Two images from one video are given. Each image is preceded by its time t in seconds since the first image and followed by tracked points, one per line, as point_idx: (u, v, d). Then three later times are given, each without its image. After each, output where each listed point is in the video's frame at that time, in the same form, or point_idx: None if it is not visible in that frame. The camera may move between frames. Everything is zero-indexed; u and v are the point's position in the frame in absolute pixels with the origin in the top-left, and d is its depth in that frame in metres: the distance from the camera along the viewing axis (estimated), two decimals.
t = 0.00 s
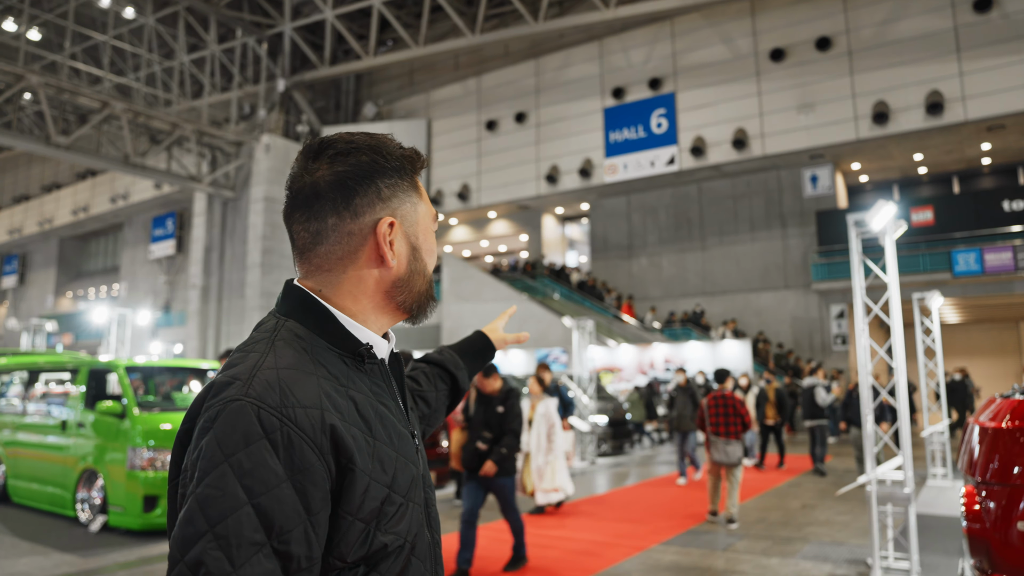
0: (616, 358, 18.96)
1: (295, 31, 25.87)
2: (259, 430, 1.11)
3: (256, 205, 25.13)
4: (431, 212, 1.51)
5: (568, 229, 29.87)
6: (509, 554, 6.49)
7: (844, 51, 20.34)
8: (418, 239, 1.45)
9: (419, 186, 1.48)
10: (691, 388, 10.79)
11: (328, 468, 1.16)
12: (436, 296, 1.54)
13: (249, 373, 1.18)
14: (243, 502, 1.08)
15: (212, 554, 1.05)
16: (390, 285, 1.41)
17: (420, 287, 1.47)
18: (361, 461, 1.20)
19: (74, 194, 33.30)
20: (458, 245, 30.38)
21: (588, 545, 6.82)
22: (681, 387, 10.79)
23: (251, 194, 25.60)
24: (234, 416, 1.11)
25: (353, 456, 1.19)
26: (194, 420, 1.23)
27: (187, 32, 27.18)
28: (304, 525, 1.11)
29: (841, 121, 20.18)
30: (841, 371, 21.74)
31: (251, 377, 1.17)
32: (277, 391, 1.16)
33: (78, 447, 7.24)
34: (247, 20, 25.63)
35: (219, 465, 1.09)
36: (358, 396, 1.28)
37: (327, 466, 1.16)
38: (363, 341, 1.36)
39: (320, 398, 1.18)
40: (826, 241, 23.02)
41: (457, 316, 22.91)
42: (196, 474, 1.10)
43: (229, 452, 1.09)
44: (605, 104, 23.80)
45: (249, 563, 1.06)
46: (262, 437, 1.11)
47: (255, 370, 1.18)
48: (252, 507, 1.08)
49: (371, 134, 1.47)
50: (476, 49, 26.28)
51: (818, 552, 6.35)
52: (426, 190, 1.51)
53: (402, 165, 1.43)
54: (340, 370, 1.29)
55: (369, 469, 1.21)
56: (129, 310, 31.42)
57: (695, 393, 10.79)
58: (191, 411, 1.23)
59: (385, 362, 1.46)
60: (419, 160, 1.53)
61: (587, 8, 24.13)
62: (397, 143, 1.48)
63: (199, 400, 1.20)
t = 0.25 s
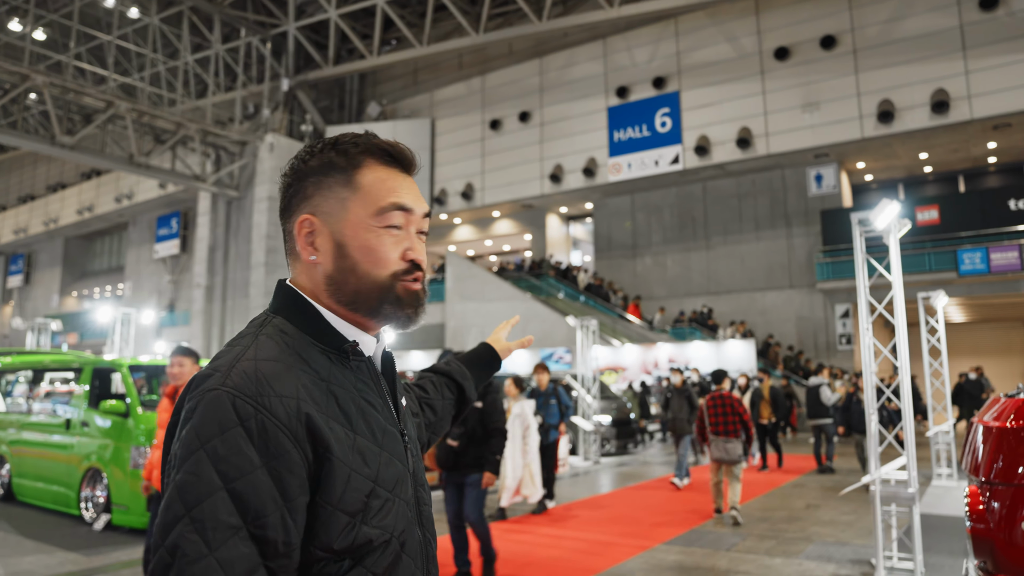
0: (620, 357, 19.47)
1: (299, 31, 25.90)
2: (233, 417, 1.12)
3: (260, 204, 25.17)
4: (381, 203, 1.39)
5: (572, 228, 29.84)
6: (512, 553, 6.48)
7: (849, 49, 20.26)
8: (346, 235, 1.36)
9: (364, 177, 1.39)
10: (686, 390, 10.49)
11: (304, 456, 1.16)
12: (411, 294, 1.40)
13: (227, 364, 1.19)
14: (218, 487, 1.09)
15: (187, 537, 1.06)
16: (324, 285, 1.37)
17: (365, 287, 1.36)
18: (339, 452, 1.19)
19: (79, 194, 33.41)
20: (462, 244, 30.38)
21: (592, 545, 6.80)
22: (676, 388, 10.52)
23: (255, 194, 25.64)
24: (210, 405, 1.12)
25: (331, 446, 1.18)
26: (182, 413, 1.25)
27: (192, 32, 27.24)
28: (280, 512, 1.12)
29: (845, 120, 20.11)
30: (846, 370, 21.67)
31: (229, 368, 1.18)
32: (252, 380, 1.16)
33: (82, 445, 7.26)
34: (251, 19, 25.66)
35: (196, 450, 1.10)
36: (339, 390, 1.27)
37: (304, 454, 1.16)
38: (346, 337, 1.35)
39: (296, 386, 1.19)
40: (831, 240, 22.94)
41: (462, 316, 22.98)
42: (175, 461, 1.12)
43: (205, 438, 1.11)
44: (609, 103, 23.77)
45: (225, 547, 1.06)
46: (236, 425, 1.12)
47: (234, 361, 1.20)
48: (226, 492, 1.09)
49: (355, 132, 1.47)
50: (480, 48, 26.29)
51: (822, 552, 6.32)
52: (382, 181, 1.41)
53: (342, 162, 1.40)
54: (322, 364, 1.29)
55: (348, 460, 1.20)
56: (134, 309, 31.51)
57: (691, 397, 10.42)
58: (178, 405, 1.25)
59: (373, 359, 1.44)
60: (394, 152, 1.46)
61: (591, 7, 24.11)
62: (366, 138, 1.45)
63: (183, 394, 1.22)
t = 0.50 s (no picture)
0: (626, 357, 19.40)
1: (305, 31, 25.95)
2: (212, 403, 1.20)
3: (266, 204, 25.23)
4: (342, 203, 1.44)
5: (577, 228, 29.80)
6: (517, 553, 6.48)
7: (855, 48, 20.16)
8: (314, 239, 1.43)
9: (329, 182, 1.46)
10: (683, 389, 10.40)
11: (276, 444, 1.22)
12: (379, 291, 1.42)
13: (215, 355, 1.28)
14: (191, 467, 1.17)
15: (160, 513, 1.14)
16: (301, 285, 1.46)
17: (328, 286, 1.41)
18: (313, 443, 1.25)
19: (87, 194, 33.56)
20: (467, 244, 30.38)
21: (597, 545, 6.79)
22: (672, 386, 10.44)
23: (261, 194, 25.70)
24: (192, 392, 1.21)
25: (305, 435, 1.24)
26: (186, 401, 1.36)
27: (198, 32, 27.33)
28: (250, 496, 1.18)
29: (852, 119, 20.03)
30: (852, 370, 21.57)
31: (217, 359, 1.27)
32: (234, 369, 1.25)
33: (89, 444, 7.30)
34: (257, 20, 25.74)
35: (177, 433, 1.19)
36: (322, 383, 1.33)
37: (278, 442, 1.22)
38: (340, 336, 1.41)
39: (275, 378, 1.26)
40: (837, 240, 22.85)
41: (468, 315, 23.03)
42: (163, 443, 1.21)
43: (185, 423, 1.19)
44: (615, 102, 23.74)
45: (195, 524, 1.14)
46: (213, 411, 1.20)
47: (224, 353, 1.30)
48: (199, 472, 1.17)
49: (356, 138, 1.55)
50: (485, 48, 26.32)
51: (828, 553, 6.29)
52: (347, 182, 1.46)
53: (323, 170, 1.47)
54: (309, 359, 1.35)
55: (324, 451, 1.26)
56: (141, 309, 31.62)
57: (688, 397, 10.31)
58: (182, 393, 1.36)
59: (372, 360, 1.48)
60: (374, 155, 1.50)
61: (596, 7, 24.10)
62: (348, 143, 1.51)
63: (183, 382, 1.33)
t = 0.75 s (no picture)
0: (633, 356, 19.50)
1: (313, 31, 26.03)
2: (206, 393, 1.26)
3: (275, 204, 25.31)
4: (337, 203, 1.47)
5: (585, 228, 29.77)
6: (524, 552, 6.49)
7: (864, 46, 20.05)
8: (314, 240, 1.47)
9: (326, 183, 1.49)
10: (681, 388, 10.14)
11: (264, 436, 1.26)
12: (372, 289, 1.44)
13: (215, 349, 1.34)
14: (182, 453, 1.22)
15: (152, 495, 1.20)
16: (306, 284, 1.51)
17: (325, 283, 1.44)
18: (301, 434, 1.28)
19: (96, 195, 33.76)
20: (475, 243, 30.40)
21: (604, 544, 6.79)
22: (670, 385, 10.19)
23: (269, 194, 25.80)
24: (190, 383, 1.27)
25: (292, 427, 1.28)
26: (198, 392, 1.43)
27: (207, 33, 27.45)
28: (237, 482, 1.22)
29: (861, 117, 19.92)
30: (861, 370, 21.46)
31: (216, 353, 1.33)
32: (228, 361, 1.30)
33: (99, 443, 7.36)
34: (265, 20, 25.84)
35: (172, 421, 1.25)
36: (316, 376, 1.37)
37: (267, 433, 1.26)
38: (342, 333, 1.46)
39: (267, 371, 1.31)
40: (846, 239, 22.73)
41: (475, 315, 23.05)
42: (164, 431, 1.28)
43: (180, 411, 1.25)
44: (622, 101, 23.70)
45: (184, 506, 1.19)
46: (206, 401, 1.25)
47: (226, 346, 1.36)
48: (189, 459, 1.22)
49: (363, 140, 1.59)
50: (492, 48, 26.35)
51: (836, 553, 6.27)
52: (344, 183, 1.48)
53: (322, 171, 1.51)
54: (306, 353, 1.39)
55: (314, 443, 1.29)
56: (150, 309, 31.76)
57: (686, 396, 10.07)
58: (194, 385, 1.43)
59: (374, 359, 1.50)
60: (371, 156, 1.52)
61: (604, 6, 24.06)
62: (349, 144, 1.54)
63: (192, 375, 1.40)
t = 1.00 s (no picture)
0: (642, 356, 19.41)
1: (321, 32, 26.13)
2: (207, 388, 1.28)
3: (284, 205, 25.43)
4: (338, 202, 1.47)
5: (593, 227, 29.73)
6: (534, 551, 6.51)
7: (874, 44, 19.93)
8: (316, 239, 1.48)
9: (328, 183, 1.49)
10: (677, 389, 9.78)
11: (264, 431, 1.27)
12: (373, 287, 1.44)
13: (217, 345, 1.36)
14: (183, 444, 1.24)
15: (152, 484, 1.21)
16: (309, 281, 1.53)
17: (328, 281, 1.46)
18: (298, 428, 1.29)
19: (107, 196, 34.01)
20: (483, 243, 30.42)
21: (613, 544, 6.79)
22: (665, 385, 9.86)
23: (279, 194, 25.92)
24: (193, 378, 1.29)
25: (291, 423, 1.29)
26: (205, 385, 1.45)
27: (216, 34, 27.59)
28: (236, 475, 1.24)
29: (871, 116, 19.79)
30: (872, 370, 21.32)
31: (218, 350, 1.35)
32: (231, 357, 1.32)
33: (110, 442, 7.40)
34: (274, 22, 25.97)
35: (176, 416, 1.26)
36: (318, 373, 1.38)
37: (265, 426, 1.28)
38: (346, 330, 1.47)
39: (268, 365, 1.33)
40: (856, 238, 22.61)
41: (484, 315, 23.08)
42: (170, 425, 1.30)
43: (182, 406, 1.27)
44: (631, 101, 23.67)
45: (184, 496, 1.21)
46: (209, 395, 1.27)
47: (231, 341, 1.38)
48: (190, 450, 1.24)
49: (367, 140, 1.59)
50: (501, 48, 26.39)
51: (847, 553, 6.23)
52: (345, 182, 1.48)
53: (324, 172, 1.51)
54: (308, 348, 1.41)
55: (312, 437, 1.30)
56: (161, 309, 31.98)
57: (681, 397, 9.67)
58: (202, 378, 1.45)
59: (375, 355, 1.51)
60: (371, 156, 1.52)
61: (611, 5, 24.03)
62: (352, 144, 1.54)
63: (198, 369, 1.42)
